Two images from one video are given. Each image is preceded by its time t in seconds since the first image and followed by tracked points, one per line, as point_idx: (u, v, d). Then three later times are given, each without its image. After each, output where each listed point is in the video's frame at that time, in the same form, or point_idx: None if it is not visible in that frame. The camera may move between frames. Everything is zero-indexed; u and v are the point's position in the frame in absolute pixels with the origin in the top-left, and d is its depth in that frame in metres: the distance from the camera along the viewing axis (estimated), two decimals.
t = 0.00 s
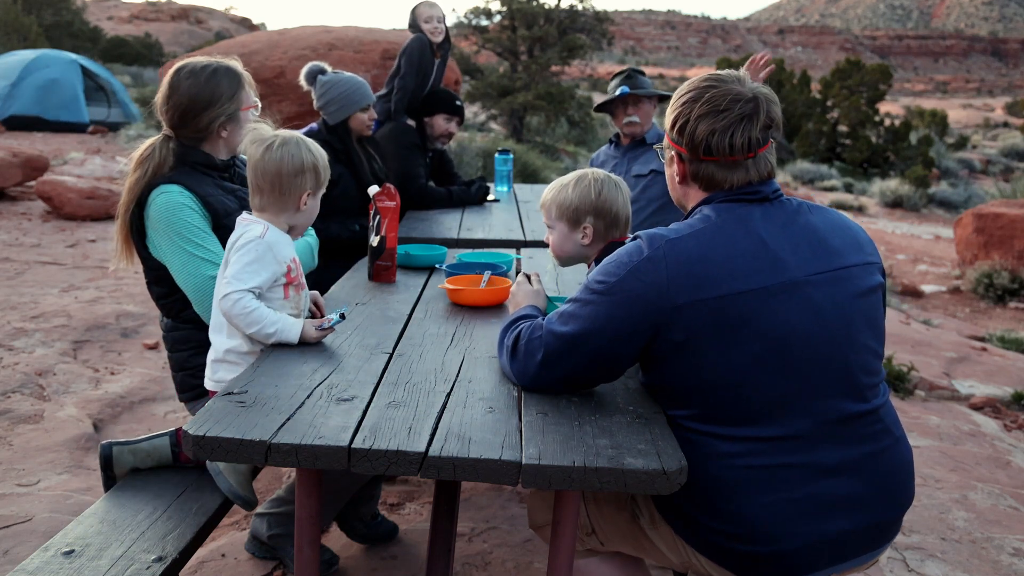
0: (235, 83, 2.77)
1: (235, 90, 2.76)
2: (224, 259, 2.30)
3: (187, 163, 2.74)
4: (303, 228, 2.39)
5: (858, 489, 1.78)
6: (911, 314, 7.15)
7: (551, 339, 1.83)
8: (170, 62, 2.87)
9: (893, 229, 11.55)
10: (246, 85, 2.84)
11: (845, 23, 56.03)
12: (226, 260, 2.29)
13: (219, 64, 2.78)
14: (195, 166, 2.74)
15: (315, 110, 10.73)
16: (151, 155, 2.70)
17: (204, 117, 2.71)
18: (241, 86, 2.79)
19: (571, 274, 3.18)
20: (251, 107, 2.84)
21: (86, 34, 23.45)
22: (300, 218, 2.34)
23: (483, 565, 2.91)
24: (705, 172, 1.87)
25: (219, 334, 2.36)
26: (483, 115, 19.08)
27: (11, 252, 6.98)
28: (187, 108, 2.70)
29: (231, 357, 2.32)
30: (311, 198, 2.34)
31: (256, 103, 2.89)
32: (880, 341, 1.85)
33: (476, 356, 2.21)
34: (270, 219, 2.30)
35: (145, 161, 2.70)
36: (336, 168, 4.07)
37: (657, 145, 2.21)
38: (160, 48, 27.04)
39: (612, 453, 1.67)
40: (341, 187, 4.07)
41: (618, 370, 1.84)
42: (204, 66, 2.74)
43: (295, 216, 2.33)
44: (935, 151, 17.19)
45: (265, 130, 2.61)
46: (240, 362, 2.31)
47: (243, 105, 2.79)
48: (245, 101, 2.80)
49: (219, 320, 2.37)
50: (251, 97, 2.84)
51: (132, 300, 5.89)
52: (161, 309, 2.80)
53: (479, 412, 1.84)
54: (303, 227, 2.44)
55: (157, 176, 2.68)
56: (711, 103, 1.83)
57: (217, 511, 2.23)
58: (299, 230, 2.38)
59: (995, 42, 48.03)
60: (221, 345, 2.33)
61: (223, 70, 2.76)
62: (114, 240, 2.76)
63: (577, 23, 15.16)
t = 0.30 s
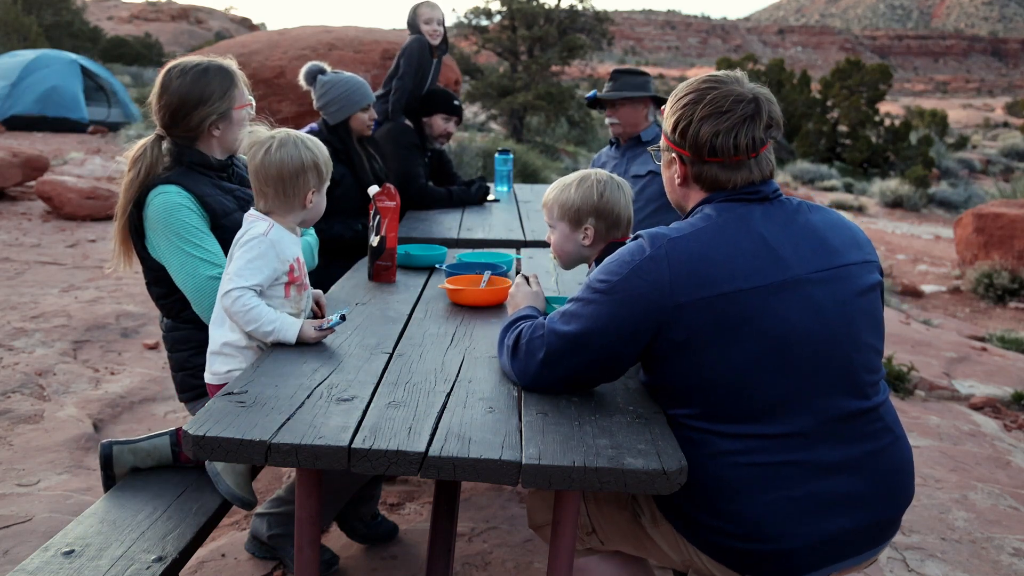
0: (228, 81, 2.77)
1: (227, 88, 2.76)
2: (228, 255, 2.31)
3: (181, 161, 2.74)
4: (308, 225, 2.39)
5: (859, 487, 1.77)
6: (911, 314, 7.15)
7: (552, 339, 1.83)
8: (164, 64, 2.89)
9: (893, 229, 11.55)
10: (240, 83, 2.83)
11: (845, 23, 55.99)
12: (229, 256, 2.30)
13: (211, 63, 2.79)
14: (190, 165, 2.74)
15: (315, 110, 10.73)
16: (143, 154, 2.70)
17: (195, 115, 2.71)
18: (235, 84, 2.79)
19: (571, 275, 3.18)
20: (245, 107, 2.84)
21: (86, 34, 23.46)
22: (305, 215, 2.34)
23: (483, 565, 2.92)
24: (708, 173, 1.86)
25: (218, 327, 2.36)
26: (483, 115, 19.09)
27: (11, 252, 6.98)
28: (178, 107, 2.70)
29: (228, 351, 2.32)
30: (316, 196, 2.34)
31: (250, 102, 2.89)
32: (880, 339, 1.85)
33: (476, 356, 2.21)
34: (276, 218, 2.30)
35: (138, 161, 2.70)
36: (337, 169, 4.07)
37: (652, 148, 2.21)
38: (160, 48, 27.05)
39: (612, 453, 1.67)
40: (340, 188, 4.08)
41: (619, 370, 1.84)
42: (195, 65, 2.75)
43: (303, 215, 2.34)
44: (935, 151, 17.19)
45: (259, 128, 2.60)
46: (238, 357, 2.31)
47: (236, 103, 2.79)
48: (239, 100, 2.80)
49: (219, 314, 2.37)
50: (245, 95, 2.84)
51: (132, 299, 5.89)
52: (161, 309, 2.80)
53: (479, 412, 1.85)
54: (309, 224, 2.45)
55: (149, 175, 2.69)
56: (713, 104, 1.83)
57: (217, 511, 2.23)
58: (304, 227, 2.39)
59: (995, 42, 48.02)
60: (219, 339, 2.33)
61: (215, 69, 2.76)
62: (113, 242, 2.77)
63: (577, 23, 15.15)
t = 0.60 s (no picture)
0: (226, 82, 2.79)
1: (226, 87, 2.78)
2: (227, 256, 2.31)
3: (180, 160, 2.73)
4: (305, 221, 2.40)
5: (857, 484, 1.77)
6: (911, 314, 7.15)
7: (550, 337, 1.83)
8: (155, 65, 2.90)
9: (893, 229, 11.55)
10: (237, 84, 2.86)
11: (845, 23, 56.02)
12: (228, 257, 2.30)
13: (208, 63, 2.80)
14: (191, 165, 2.74)
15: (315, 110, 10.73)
16: (141, 152, 2.68)
17: (194, 114, 2.72)
18: (233, 85, 2.81)
19: (570, 274, 3.17)
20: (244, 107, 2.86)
21: (86, 34, 23.46)
22: (301, 213, 2.34)
23: (483, 565, 2.92)
24: (704, 172, 1.86)
25: (218, 328, 2.36)
26: (483, 115, 19.10)
27: (11, 252, 6.98)
28: (176, 107, 2.71)
29: (229, 353, 2.32)
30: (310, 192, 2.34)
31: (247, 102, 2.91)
32: (876, 336, 1.85)
33: (476, 356, 2.21)
34: (275, 216, 2.31)
35: (136, 160, 2.68)
36: (337, 169, 4.08)
37: (645, 151, 2.21)
38: (160, 48, 27.04)
39: (611, 453, 1.67)
40: (339, 188, 4.09)
41: (617, 367, 1.84)
42: (193, 66, 2.76)
43: (299, 213, 2.34)
44: (935, 151, 17.19)
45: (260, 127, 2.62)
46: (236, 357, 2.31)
47: (235, 103, 2.80)
48: (238, 100, 2.81)
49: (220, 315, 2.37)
50: (243, 95, 2.85)
51: (132, 299, 5.89)
52: (161, 309, 2.80)
53: (478, 412, 1.85)
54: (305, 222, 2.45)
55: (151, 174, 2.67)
56: (707, 104, 1.84)
57: (217, 511, 2.23)
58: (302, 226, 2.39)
59: (995, 42, 48.05)
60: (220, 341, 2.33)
61: (213, 69, 2.78)
62: (110, 243, 2.76)
63: (577, 23, 15.14)
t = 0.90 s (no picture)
0: (226, 82, 2.79)
1: (225, 88, 2.78)
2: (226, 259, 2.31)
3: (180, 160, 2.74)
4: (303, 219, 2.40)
5: (858, 482, 1.77)
6: (911, 314, 7.15)
7: (551, 339, 1.83)
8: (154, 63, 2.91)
9: (893, 229, 11.56)
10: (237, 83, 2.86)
11: (845, 23, 56.06)
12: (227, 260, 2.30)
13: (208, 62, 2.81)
14: (191, 165, 2.75)
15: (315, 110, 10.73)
16: (142, 151, 2.69)
17: (194, 114, 2.73)
18: (233, 84, 2.81)
19: (570, 274, 3.17)
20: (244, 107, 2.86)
21: (85, 34, 23.46)
22: (298, 212, 2.34)
23: (483, 565, 2.92)
24: (704, 173, 1.86)
25: (218, 330, 2.36)
26: (483, 115, 19.10)
27: (11, 252, 6.98)
28: (175, 107, 2.72)
29: (227, 353, 2.32)
30: (307, 190, 2.33)
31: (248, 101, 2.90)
32: (877, 334, 1.85)
33: (477, 356, 2.21)
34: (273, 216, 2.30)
35: (135, 159, 2.69)
36: (337, 169, 4.08)
37: (645, 151, 2.21)
38: (160, 48, 27.04)
39: (612, 453, 1.67)
40: (339, 188, 4.10)
41: (618, 368, 1.84)
42: (191, 65, 2.76)
43: (297, 211, 2.34)
44: (935, 150, 17.19)
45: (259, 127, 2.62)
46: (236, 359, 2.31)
47: (234, 103, 2.80)
48: (237, 100, 2.81)
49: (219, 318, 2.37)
50: (243, 95, 2.85)
51: (132, 299, 5.89)
52: (161, 309, 2.80)
53: (478, 412, 1.85)
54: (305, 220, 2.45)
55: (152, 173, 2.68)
56: (707, 105, 1.84)
57: (217, 511, 2.23)
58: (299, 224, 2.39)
59: (995, 42, 48.05)
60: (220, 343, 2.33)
61: (211, 69, 2.78)
62: (111, 240, 2.77)
63: (577, 23, 15.15)
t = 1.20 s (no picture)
0: (202, 86, 2.72)
1: (197, 93, 2.72)
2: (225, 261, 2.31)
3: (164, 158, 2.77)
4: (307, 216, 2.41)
5: (858, 482, 1.77)
6: (911, 314, 7.16)
7: (548, 339, 1.83)
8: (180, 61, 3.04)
9: (893, 229, 11.55)
10: (222, 87, 2.77)
11: (844, 23, 56.05)
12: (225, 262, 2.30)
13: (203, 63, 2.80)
14: (180, 165, 2.74)
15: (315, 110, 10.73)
16: (128, 143, 2.84)
17: (167, 116, 2.75)
18: (211, 89, 2.74)
19: (570, 274, 3.17)
20: (220, 114, 2.76)
21: (86, 34, 23.46)
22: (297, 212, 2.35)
23: (483, 565, 2.91)
24: (700, 174, 1.86)
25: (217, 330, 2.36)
26: (483, 115, 19.10)
27: (12, 252, 6.98)
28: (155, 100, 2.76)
29: (226, 353, 2.32)
30: (305, 190, 2.33)
31: (238, 106, 2.80)
32: (876, 334, 1.85)
33: (476, 356, 2.21)
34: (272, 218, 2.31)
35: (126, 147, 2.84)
36: (336, 169, 4.07)
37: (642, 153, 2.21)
38: (160, 48, 27.01)
39: (612, 453, 1.67)
40: (339, 188, 4.09)
41: (616, 369, 1.84)
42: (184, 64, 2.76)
43: (295, 213, 2.34)
44: (935, 151, 17.19)
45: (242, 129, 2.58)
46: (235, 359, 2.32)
47: (203, 108, 2.73)
48: (209, 107, 2.74)
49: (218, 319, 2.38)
50: (223, 101, 2.76)
51: (132, 300, 5.89)
52: (160, 309, 2.79)
53: (478, 412, 1.85)
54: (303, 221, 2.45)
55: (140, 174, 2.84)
56: (703, 106, 1.84)
57: (217, 511, 2.23)
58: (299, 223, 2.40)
59: (995, 42, 48.03)
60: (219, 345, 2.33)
61: (198, 70, 2.74)
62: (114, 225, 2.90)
63: (577, 23, 15.16)
